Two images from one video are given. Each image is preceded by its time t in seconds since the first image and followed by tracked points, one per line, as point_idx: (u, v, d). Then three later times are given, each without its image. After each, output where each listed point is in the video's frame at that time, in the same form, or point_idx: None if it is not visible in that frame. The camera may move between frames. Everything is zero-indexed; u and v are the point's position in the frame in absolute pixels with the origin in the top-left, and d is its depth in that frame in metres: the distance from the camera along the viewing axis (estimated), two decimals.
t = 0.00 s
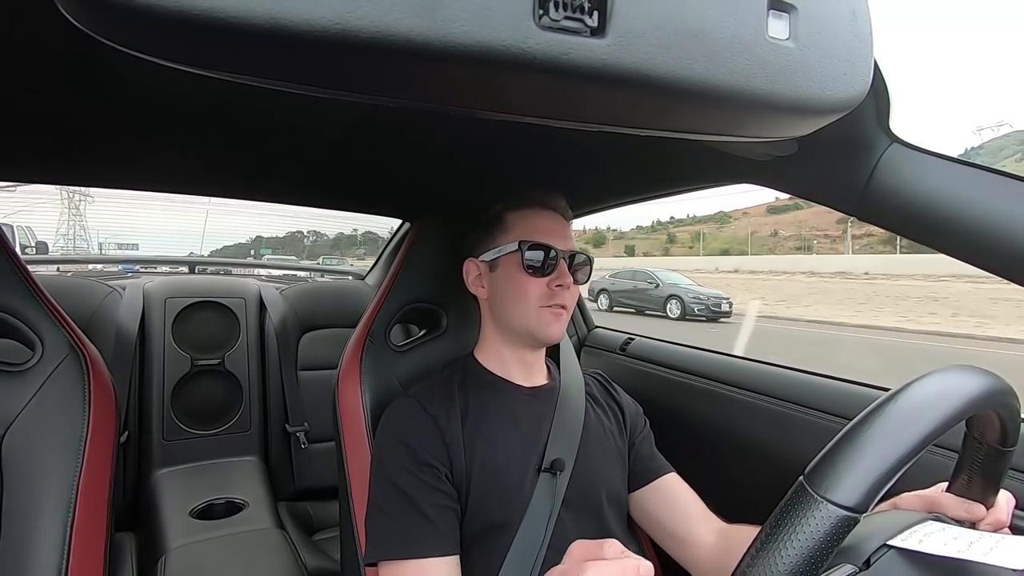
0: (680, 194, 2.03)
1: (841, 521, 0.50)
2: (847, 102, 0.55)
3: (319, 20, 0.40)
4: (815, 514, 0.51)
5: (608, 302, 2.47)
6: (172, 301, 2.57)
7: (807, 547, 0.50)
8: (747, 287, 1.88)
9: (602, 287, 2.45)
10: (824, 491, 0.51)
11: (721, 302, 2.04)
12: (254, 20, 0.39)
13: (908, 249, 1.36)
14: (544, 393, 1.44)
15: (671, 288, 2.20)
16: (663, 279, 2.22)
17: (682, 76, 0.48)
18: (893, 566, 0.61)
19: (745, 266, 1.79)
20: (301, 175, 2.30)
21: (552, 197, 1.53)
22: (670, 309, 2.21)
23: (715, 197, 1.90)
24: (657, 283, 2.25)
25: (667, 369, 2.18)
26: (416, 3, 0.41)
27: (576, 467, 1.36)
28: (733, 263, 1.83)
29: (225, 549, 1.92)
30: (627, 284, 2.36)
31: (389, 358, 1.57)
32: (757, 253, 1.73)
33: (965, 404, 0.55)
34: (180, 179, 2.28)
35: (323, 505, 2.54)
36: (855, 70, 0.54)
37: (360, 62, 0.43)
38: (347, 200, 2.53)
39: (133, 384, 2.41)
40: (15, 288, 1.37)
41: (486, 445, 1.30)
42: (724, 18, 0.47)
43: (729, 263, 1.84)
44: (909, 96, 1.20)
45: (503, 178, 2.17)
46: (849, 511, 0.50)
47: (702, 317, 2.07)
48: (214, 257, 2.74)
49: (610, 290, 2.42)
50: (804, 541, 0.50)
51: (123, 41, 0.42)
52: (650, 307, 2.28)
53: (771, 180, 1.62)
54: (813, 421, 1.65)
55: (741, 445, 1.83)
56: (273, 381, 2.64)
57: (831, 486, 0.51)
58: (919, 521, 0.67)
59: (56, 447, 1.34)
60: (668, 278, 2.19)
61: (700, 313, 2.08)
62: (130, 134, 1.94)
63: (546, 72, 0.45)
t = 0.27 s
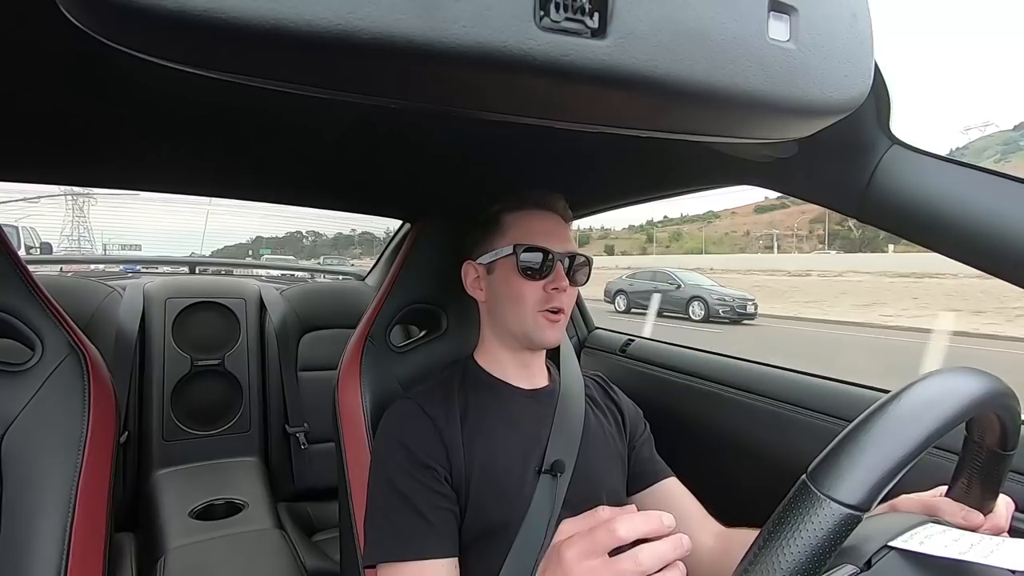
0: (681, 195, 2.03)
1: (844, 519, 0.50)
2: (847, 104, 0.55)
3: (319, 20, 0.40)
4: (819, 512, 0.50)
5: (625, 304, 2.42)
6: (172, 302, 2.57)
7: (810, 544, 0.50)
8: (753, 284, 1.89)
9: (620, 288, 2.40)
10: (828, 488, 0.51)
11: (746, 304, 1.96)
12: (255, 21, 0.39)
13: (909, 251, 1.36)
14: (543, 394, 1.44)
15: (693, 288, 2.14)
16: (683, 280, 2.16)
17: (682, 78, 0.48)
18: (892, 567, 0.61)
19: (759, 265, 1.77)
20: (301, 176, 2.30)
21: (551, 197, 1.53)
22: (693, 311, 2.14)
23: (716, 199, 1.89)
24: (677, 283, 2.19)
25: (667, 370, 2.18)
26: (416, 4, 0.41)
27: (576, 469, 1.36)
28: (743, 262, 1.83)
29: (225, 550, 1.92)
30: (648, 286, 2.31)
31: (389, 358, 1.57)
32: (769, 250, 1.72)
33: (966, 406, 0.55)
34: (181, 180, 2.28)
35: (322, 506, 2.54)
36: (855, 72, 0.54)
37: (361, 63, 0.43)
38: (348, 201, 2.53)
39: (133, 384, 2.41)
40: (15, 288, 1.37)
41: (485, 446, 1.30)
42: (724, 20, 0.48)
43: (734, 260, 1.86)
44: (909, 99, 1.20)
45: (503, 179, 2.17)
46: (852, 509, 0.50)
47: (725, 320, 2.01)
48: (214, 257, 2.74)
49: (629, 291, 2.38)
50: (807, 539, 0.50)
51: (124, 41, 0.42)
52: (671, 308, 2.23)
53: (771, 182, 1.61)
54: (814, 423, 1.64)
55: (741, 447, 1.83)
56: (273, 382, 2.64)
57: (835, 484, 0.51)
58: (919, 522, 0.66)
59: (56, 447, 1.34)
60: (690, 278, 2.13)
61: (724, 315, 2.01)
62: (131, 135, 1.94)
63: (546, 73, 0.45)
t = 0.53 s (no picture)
0: (682, 193, 2.03)
1: (847, 515, 0.50)
2: (847, 102, 0.55)
3: (319, 19, 0.40)
4: (821, 508, 0.50)
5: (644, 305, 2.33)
6: (172, 301, 2.57)
7: (812, 541, 0.50)
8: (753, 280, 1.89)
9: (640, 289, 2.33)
10: (830, 485, 0.51)
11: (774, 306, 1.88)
12: (254, 20, 0.39)
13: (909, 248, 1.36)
14: (544, 393, 1.44)
15: (718, 290, 2.05)
16: (707, 281, 2.07)
17: (682, 76, 0.48)
18: (894, 564, 0.61)
19: (756, 264, 1.80)
20: (301, 175, 2.30)
21: (548, 194, 1.53)
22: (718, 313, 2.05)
23: (716, 197, 1.89)
24: (701, 284, 2.11)
25: (667, 369, 2.18)
26: (416, 3, 0.41)
27: (576, 467, 1.36)
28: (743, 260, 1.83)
29: (226, 548, 1.92)
30: (669, 287, 2.23)
31: (389, 358, 1.57)
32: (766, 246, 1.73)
33: (968, 403, 0.55)
34: (181, 179, 2.28)
35: (323, 505, 2.54)
36: (855, 69, 0.54)
37: (360, 63, 0.43)
38: (348, 200, 2.53)
39: (134, 383, 2.41)
40: (16, 288, 1.37)
41: (486, 444, 1.30)
42: (725, 17, 0.47)
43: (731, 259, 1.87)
44: (910, 96, 1.20)
45: (503, 178, 2.17)
46: (855, 505, 0.50)
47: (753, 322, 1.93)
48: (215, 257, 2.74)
49: (649, 293, 2.28)
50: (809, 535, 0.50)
51: (123, 40, 0.42)
52: (693, 310, 2.14)
53: (771, 180, 1.61)
54: (816, 421, 1.64)
55: (741, 445, 1.83)
56: (274, 381, 2.64)
57: (837, 480, 0.51)
58: (919, 519, 0.66)
59: (58, 447, 1.34)
60: (713, 279, 2.05)
61: (751, 317, 1.94)
62: (132, 135, 1.94)
63: (546, 72, 0.45)
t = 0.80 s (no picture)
0: (682, 193, 2.03)
1: (852, 511, 0.50)
2: (847, 102, 0.55)
3: (319, 20, 0.40)
4: (826, 504, 0.50)
5: (668, 308, 2.25)
6: (173, 301, 2.57)
7: (816, 537, 0.50)
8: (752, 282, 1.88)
9: (662, 292, 2.26)
10: (834, 480, 0.51)
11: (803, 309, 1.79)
12: (255, 21, 0.39)
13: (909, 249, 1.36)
14: (547, 394, 1.44)
15: (743, 291, 1.95)
16: (731, 282, 1.97)
17: (683, 76, 0.48)
18: (897, 563, 0.61)
19: (740, 264, 1.83)
20: (302, 176, 2.30)
21: (545, 197, 1.53)
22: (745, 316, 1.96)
23: (716, 197, 1.89)
24: (724, 286, 2.00)
25: (668, 369, 2.19)
26: (416, 4, 0.41)
27: (578, 468, 1.36)
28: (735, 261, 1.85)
29: (227, 549, 1.92)
30: (692, 288, 2.14)
31: (390, 358, 1.57)
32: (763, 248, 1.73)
33: (972, 403, 0.55)
34: (182, 180, 2.28)
35: (323, 505, 2.54)
36: (855, 69, 0.54)
37: (360, 63, 0.43)
38: (348, 200, 2.53)
39: (134, 383, 2.41)
40: (16, 289, 1.38)
41: (489, 444, 1.31)
42: (725, 17, 0.47)
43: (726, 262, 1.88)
44: (910, 96, 1.20)
45: (503, 178, 2.17)
46: (860, 500, 0.50)
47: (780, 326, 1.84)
48: (216, 257, 2.74)
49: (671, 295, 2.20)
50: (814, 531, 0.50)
51: (124, 41, 0.42)
52: (718, 312, 2.05)
53: (772, 180, 1.61)
54: (817, 421, 1.64)
55: (742, 445, 1.83)
56: (274, 382, 2.64)
57: (841, 475, 0.51)
58: (921, 520, 0.67)
59: (59, 447, 1.34)
60: (738, 281, 1.94)
61: (779, 321, 1.85)
62: (132, 135, 1.94)
63: (546, 72, 0.45)
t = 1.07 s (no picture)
0: (682, 193, 2.03)
1: (857, 506, 0.50)
2: (848, 102, 0.55)
3: (319, 19, 0.40)
4: (831, 499, 0.50)
5: (688, 311, 2.14)
6: (173, 300, 2.57)
7: (821, 533, 0.50)
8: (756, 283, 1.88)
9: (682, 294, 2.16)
10: (839, 475, 0.51)
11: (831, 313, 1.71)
12: (254, 20, 0.39)
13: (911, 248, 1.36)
14: (545, 393, 1.44)
15: (769, 295, 1.86)
16: (756, 285, 1.88)
17: (682, 76, 0.48)
18: (897, 562, 0.61)
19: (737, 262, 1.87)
20: (302, 175, 2.30)
21: (554, 198, 1.53)
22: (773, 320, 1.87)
23: (716, 197, 1.89)
24: (749, 288, 1.91)
25: (668, 369, 2.18)
26: (416, 3, 0.41)
27: (577, 468, 1.36)
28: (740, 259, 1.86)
29: (227, 548, 1.92)
30: (715, 291, 2.04)
31: (390, 357, 1.57)
32: (769, 248, 1.76)
33: (971, 403, 0.55)
34: (182, 178, 2.28)
35: (323, 504, 2.55)
36: (855, 69, 0.54)
37: (360, 63, 0.43)
38: (349, 199, 2.53)
39: (134, 381, 2.41)
40: (16, 287, 1.38)
41: (489, 443, 1.31)
42: (725, 17, 0.47)
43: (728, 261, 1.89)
44: (911, 97, 1.20)
45: (503, 177, 2.17)
46: (864, 496, 0.50)
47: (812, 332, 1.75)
48: (216, 256, 2.74)
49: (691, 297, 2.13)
50: (818, 527, 0.50)
51: (124, 40, 0.42)
52: (743, 316, 1.95)
53: (772, 180, 1.61)
54: (817, 421, 1.64)
55: (742, 445, 1.83)
56: (274, 381, 2.64)
57: (845, 471, 0.51)
58: (921, 519, 0.67)
59: (58, 446, 1.34)
60: (765, 284, 1.86)
61: (808, 327, 1.77)
62: (132, 135, 1.94)
63: (546, 72, 0.45)
